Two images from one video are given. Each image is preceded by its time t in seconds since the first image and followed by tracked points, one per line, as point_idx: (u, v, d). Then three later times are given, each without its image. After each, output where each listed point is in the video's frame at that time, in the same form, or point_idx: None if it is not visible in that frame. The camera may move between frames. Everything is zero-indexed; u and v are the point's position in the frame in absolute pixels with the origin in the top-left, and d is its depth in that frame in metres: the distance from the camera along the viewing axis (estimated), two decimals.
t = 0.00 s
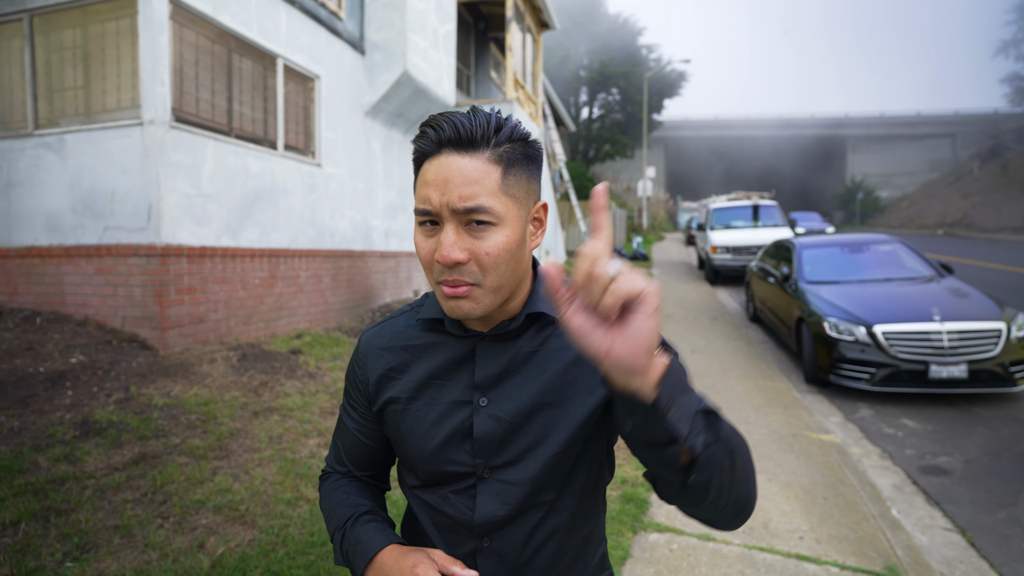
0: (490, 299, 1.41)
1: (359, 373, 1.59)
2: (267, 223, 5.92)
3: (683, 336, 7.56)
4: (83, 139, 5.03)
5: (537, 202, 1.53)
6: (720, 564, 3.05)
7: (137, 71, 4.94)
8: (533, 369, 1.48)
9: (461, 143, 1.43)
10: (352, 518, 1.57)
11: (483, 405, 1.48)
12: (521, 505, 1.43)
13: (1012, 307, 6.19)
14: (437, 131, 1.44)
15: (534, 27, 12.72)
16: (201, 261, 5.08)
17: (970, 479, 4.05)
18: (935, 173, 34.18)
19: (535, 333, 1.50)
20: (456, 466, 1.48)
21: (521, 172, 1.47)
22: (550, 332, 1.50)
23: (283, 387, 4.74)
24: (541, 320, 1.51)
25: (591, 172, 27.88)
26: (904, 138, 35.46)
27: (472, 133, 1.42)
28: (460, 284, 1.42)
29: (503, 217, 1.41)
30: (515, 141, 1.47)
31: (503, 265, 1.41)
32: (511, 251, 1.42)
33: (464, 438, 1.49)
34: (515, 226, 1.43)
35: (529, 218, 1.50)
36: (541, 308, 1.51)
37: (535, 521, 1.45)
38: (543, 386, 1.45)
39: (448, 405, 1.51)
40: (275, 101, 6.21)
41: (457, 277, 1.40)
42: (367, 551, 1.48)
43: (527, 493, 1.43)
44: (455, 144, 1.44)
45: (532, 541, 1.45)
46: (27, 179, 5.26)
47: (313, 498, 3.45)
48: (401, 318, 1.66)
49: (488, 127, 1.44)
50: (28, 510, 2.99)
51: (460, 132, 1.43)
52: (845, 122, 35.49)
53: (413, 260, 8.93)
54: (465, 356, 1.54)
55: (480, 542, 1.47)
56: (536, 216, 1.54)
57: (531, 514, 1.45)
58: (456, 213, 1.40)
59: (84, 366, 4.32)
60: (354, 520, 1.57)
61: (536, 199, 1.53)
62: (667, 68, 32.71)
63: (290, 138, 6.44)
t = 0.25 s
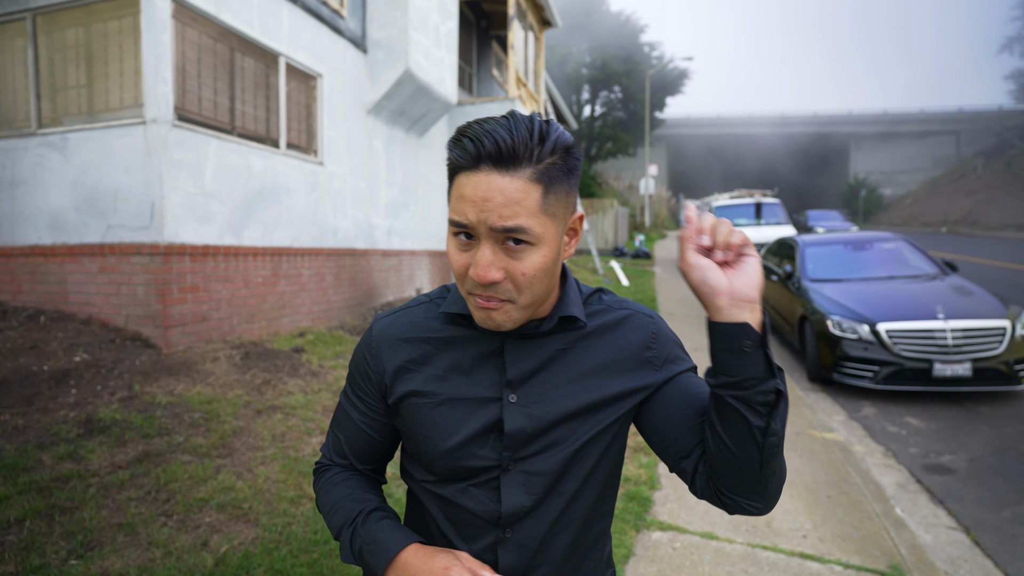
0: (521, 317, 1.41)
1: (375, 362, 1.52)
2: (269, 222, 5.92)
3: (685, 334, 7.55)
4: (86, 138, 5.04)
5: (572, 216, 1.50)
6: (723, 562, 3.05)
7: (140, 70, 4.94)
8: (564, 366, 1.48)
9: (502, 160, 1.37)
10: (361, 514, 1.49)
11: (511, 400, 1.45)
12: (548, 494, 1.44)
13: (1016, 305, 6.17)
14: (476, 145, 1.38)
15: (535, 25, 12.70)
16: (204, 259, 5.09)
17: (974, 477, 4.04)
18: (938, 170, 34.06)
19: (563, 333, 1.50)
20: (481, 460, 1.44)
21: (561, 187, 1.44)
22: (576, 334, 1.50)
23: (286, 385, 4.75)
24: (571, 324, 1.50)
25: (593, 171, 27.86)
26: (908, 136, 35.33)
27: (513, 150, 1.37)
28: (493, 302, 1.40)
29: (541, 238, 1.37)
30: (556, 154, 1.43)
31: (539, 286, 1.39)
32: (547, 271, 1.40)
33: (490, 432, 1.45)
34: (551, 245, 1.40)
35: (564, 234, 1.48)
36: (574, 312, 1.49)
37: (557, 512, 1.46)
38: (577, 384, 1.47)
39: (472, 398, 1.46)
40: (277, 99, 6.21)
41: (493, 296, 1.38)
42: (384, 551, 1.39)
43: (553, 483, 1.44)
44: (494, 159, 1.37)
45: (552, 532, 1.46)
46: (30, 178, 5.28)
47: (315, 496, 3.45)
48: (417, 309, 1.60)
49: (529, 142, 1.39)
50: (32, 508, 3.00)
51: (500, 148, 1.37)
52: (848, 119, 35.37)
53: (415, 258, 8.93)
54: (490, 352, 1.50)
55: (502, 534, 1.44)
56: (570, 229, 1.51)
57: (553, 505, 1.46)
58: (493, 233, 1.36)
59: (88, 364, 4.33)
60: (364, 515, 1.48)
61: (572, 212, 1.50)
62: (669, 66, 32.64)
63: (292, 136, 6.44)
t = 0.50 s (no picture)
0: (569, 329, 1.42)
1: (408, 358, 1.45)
2: (269, 221, 5.92)
3: (686, 335, 7.54)
4: (86, 136, 5.04)
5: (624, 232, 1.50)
6: (723, 562, 3.05)
7: (140, 69, 4.94)
8: (596, 382, 1.48)
9: (577, 173, 1.34)
10: (397, 515, 1.39)
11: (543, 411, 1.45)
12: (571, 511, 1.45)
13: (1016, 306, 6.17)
14: (548, 156, 1.34)
15: (536, 25, 12.70)
16: (204, 258, 5.08)
17: (974, 478, 4.03)
18: (938, 171, 34.04)
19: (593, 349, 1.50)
20: (511, 470, 1.42)
21: (623, 205, 1.43)
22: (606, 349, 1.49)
23: (285, 384, 4.74)
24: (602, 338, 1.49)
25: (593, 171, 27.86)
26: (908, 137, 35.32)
27: (584, 165, 1.34)
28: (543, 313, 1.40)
29: (601, 256, 1.37)
30: (626, 172, 1.42)
31: (590, 302, 1.40)
32: (601, 288, 1.40)
33: (521, 443, 1.44)
34: (607, 261, 1.40)
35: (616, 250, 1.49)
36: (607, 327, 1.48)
37: (577, 527, 1.48)
38: (608, 403, 1.47)
39: (506, 406, 1.44)
40: (277, 99, 6.21)
41: (546, 308, 1.38)
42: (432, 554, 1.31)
43: (579, 500, 1.45)
44: (566, 172, 1.34)
45: (570, 546, 1.48)
46: (29, 176, 5.27)
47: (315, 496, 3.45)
48: (449, 305, 1.55)
49: (600, 158, 1.36)
50: (31, 507, 3.00)
51: (574, 161, 1.34)
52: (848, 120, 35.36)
53: (416, 258, 8.93)
54: (524, 359, 1.48)
55: (522, 546, 1.44)
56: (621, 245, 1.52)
57: (575, 521, 1.47)
58: (556, 247, 1.34)
59: (87, 363, 4.33)
60: (400, 517, 1.38)
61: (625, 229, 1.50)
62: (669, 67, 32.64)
63: (292, 136, 6.44)
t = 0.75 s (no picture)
0: (571, 322, 1.42)
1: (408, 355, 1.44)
2: (265, 219, 5.89)
3: (682, 333, 7.57)
4: (79, 133, 4.99)
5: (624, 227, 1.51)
6: (721, 560, 3.06)
7: (134, 65, 4.89)
8: (596, 377, 1.48)
9: (581, 166, 1.34)
10: (399, 514, 1.38)
11: (544, 408, 1.44)
12: (572, 509, 1.45)
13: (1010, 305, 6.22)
14: (552, 149, 1.34)
15: (534, 24, 12.67)
16: (199, 256, 5.04)
17: (967, 475, 4.07)
18: (932, 171, 34.26)
19: (592, 345, 1.51)
20: (511, 467, 1.42)
21: (625, 200, 1.44)
22: (605, 346, 1.50)
23: (282, 384, 4.72)
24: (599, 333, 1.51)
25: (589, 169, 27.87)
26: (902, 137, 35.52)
27: (588, 158, 1.34)
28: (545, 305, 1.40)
29: (603, 248, 1.38)
30: (629, 168, 1.43)
31: (592, 294, 1.41)
32: (601, 281, 1.41)
33: (522, 441, 1.43)
34: (608, 255, 1.41)
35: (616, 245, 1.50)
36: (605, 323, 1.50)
37: (577, 525, 1.48)
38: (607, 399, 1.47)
39: (507, 404, 1.43)
40: (273, 96, 6.16)
41: (548, 300, 1.38)
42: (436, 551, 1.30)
43: (580, 497, 1.45)
44: (571, 165, 1.35)
45: (571, 543, 1.49)
46: (22, 174, 5.22)
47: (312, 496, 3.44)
48: (448, 303, 1.55)
49: (604, 153, 1.37)
50: (23, 508, 2.97)
51: (579, 154, 1.34)
52: (843, 119, 35.52)
53: (412, 257, 8.90)
54: (524, 355, 1.48)
55: (523, 544, 1.44)
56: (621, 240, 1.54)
57: (575, 518, 1.48)
58: (559, 239, 1.35)
59: (80, 363, 4.29)
60: (402, 516, 1.37)
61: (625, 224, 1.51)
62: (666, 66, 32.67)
63: (288, 133, 6.40)
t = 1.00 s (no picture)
0: (544, 297, 1.42)
1: (390, 355, 1.47)
2: (261, 219, 5.87)
3: (678, 333, 7.58)
4: (73, 132, 4.97)
5: (592, 205, 1.54)
6: (716, 559, 3.07)
7: (128, 64, 4.87)
8: (578, 374, 1.49)
9: (534, 141, 1.39)
10: (384, 515, 1.40)
11: (525, 405, 1.45)
12: (558, 508, 1.46)
13: (1004, 304, 6.25)
14: (509, 127, 1.39)
15: (531, 24, 12.68)
16: (194, 256, 5.03)
17: (961, 474, 4.08)
18: (927, 172, 34.40)
19: (574, 339, 1.52)
20: (494, 466, 1.42)
21: (586, 174, 1.47)
22: (588, 339, 1.51)
23: (278, 383, 4.70)
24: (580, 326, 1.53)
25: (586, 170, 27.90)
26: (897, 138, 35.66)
27: (544, 132, 1.39)
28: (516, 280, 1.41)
29: (565, 217, 1.41)
30: (585, 143, 1.46)
31: (560, 265, 1.42)
32: (569, 252, 1.43)
33: (504, 439, 1.44)
34: (574, 227, 1.43)
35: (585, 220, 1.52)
36: (587, 315, 1.51)
37: (564, 524, 1.48)
38: (589, 394, 1.47)
39: (488, 402, 1.44)
40: (269, 95, 6.14)
41: (517, 273, 1.40)
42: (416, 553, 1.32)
43: (565, 495, 1.45)
44: (527, 140, 1.39)
45: (559, 542, 1.49)
46: (15, 172, 5.20)
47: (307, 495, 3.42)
48: (431, 303, 1.56)
49: (559, 127, 1.41)
50: (16, 508, 2.95)
51: (533, 130, 1.38)
52: (839, 120, 35.65)
53: (408, 256, 8.89)
54: (506, 353, 1.49)
55: (509, 543, 1.45)
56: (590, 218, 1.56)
57: (562, 518, 1.48)
58: (520, 210, 1.38)
59: (74, 362, 4.27)
60: (386, 517, 1.40)
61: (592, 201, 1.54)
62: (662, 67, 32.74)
63: (284, 132, 6.38)
